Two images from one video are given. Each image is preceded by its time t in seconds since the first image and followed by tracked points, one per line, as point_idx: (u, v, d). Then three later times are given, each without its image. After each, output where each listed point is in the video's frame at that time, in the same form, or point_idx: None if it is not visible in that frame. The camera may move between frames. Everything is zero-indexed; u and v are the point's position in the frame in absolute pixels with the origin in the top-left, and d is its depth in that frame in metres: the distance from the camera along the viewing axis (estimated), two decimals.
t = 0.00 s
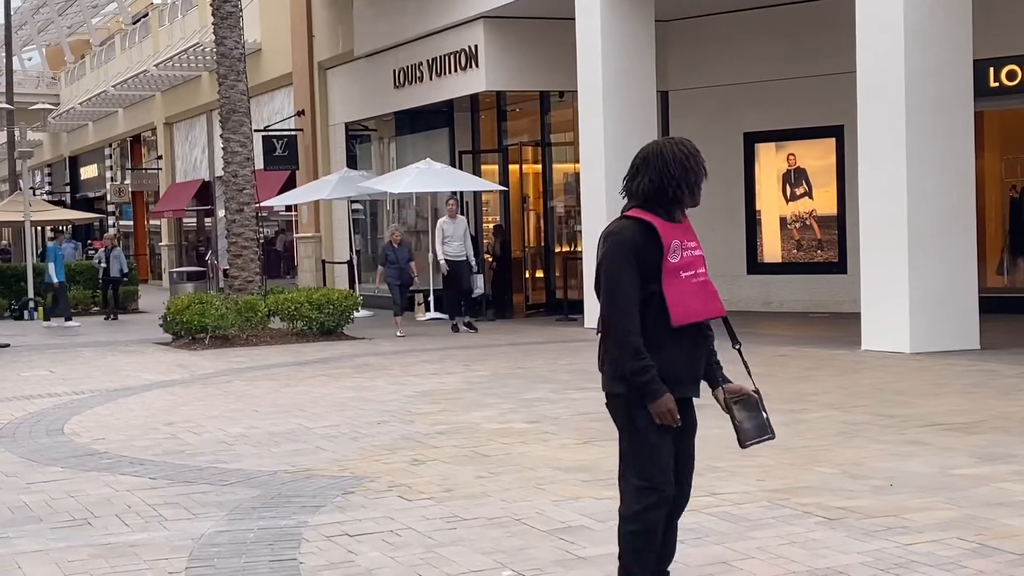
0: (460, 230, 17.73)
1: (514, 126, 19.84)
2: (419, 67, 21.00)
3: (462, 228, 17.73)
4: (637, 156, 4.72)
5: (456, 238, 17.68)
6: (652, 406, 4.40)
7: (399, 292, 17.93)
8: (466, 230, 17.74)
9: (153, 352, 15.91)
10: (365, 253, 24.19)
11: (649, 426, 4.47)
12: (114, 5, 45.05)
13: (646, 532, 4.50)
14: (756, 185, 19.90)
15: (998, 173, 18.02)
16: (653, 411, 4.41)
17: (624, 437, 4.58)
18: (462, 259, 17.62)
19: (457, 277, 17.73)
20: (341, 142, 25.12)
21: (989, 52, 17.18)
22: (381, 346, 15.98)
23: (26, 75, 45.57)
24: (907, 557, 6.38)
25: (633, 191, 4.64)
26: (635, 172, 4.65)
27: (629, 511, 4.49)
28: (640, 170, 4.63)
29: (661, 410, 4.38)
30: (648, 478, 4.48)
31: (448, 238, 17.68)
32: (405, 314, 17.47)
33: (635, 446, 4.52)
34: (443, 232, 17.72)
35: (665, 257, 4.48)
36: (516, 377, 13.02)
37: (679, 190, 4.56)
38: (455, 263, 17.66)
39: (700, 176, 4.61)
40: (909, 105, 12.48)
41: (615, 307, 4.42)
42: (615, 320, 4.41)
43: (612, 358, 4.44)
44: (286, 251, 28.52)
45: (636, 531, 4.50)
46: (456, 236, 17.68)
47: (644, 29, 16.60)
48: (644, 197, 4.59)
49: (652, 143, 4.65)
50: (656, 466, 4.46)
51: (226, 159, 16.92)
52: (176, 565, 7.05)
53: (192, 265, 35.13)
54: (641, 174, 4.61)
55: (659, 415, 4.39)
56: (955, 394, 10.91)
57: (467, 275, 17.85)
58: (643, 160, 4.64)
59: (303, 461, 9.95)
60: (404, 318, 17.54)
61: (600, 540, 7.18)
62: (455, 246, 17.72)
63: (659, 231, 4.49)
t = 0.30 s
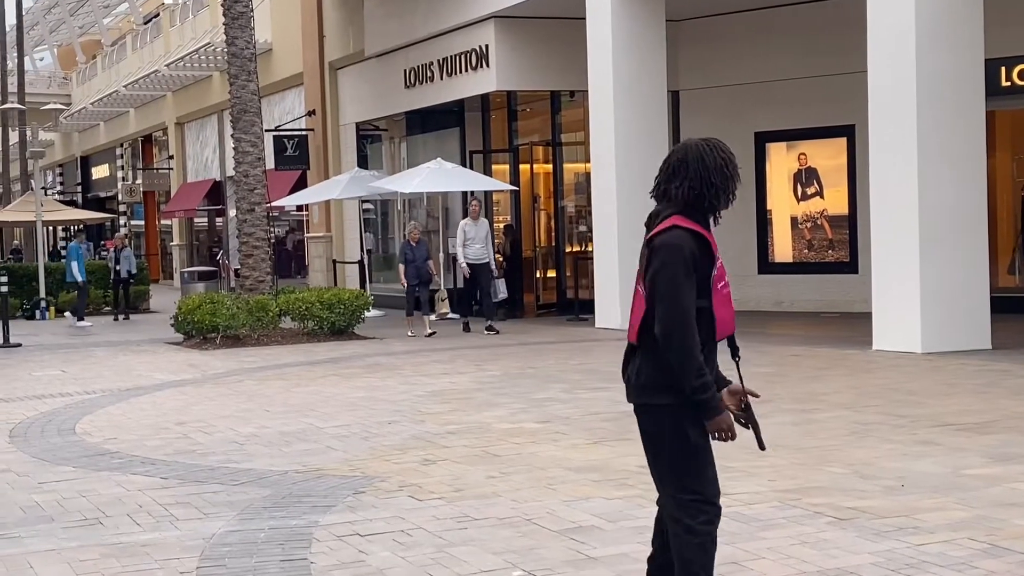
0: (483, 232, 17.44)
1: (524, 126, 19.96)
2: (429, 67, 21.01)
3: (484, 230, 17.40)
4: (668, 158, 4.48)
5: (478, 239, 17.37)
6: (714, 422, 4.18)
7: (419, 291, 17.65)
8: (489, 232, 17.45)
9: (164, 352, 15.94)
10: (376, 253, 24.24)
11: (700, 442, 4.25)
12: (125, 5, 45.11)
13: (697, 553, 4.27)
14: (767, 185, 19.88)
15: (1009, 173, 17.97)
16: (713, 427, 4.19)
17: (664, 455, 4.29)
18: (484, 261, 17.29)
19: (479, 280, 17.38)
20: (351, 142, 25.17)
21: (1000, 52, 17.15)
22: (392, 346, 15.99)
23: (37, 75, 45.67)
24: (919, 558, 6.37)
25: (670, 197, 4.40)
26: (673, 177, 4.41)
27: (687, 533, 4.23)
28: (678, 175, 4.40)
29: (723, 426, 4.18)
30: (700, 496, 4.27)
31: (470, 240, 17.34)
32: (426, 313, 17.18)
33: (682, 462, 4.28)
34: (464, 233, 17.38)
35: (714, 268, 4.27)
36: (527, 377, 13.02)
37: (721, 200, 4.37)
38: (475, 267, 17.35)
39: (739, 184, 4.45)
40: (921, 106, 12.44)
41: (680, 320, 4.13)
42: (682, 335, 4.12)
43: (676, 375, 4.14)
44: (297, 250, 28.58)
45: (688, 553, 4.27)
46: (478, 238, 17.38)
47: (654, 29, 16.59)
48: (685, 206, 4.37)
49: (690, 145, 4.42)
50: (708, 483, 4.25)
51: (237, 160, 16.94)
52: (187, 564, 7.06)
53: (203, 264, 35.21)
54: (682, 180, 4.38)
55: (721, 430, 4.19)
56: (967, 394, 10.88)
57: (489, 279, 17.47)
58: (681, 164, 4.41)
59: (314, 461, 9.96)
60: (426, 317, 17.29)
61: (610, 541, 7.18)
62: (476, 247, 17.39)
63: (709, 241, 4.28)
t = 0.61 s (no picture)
0: (506, 229, 17.24)
1: (537, 127, 19.97)
2: (443, 68, 21.03)
3: (508, 225, 17.24)
4: (723, 154, 4.29)
5: (502, 235, 17.16)
6: (765, 439, 4.03)
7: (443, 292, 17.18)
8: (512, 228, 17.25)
9: (179, 353, 16.00)
10: (389, 254, 24.29)
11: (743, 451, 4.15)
12: (140, 8, 45.27)
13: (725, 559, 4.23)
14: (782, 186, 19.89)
15: None
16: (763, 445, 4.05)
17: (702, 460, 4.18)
18: (508, 257, 17.04)
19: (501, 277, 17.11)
20: (365, 143, 25.23)
21: (1016, 52, 17.07)
22: (405, 346, 16.02)
23: (53, 77, 45.86)
24: (933, 560, 6.35)
25: (728, 196, 4.21)
26: (732, 175, 4.23)
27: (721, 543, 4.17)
28: (737, 175, 4.22)
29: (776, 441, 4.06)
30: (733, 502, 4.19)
31: (494, 237, 17.15)
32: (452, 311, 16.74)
33: (720, 469, 4.17)
34: (487, 230, 17.18)
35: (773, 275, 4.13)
36: (540, 378, 13.03)
37: (777, 207, 4.22)
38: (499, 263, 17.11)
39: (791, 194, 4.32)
40: (935, 107, 12.40)
41: (749, 331, 3.95)
42: (748, 350, 3.94)
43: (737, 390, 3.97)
44: (311, 251, 28.66)
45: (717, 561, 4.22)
46: (501, 234, 17.16)
47: (667, 30, 16.57)
48: (744, 208, 4.19)
49: (750, 145, 4.25)
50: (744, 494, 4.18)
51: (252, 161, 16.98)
52: (202, 564, 7.09)
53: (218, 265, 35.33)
54: (741, 181, 4.21)
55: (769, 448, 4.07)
56: (982, 395, 10.84)
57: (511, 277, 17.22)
58: (740, 163, 4.23)
59: (328, 462, 9.99)
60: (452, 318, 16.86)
61: (623, 542, 7.19)
62: (500, 243, 17.14)
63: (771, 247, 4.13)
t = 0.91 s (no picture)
0: (530, 234, 16.68)
1: (554, 129, 19.88)
2: (460, 70, 21.04)
3: (531, 231, 16.65)
4: (744, 155, 4.14)
5: (525, 242, 16.59)
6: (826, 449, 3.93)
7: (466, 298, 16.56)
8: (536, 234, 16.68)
9: (196, 354, 16.04)
10: (405, 255, 24.32)
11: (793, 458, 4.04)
12: (158, 11, 45.39)
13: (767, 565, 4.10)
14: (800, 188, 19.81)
15: None
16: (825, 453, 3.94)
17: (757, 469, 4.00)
18: (530, 264, 16.49)
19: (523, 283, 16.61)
20: (381, 145, 25.27)
21: None
22: (421, 348, 16.03)
23: (71, 79, 46.04)
24: (952, 563, 6.33)
25: (757, 198, 4.07)
26: (756, 175, 4.08)
27: (775, 550, 4.02)
28: (761, 174, 4.08)
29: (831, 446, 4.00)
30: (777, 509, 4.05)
31: (516, 243, 16.59)
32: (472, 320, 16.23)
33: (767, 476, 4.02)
34: (510, 236, 16.63)
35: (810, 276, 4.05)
36: (557, 379, 13.03)
37: (803, 207, 4.12)
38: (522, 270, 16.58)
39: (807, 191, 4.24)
40: (954, 109, 12.35)
41: (810, 330, 3.88)
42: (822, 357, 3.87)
43: (812, 398, 3.86)
44: (327, 253, 28.73)
45: (766, 567, 4.08)
46: (524, 241, 16.60)
47: (684, 32, 16.56)
48: (775, 210, 4.07)
49: (770, 143, 4.12)
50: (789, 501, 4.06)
51: (269, 163, 17.02)
52: (220, 566, 7.11)
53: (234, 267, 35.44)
54: (766, 182, 4.07)
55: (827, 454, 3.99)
56: (1000, 398, 10.79)
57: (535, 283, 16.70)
58: (762, 162, 4.10)
59: (344, 463, 10.01)
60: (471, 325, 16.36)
61: (640, 544, 7.18)
62: (523, 250, 16.60)
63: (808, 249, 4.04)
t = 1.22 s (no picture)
0: (559, 233, 16.43)
1: (573, 133, 19.97)
2: (480, 73, 21.06)
3: (560, 230, 16.42)
4: (759, 164, 4.07)
5: (554, 241, 16.35)
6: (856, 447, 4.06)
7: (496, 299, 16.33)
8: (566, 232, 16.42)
9: (217, 357, 16.09)
10: (425, 258, 24.34)
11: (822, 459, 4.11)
12: (180, 15, 45.54)
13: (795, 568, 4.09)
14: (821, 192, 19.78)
15: None
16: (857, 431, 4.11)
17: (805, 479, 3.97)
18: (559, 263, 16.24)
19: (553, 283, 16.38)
20: (402, 148, 25.31)
21: None
22: (441, 351, 16.04)
23: (93, 82, 46.22)
24: (976, 568, 6.29)
25: (785, 205, 4.02)
26: (780, 181, 4.03)
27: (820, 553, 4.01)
28: (780, 183, 4.03)
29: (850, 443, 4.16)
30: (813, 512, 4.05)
31: (545, 242, 16.39)
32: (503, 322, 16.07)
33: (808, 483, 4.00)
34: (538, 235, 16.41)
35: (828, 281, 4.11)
36: (578, 383, 13.01)
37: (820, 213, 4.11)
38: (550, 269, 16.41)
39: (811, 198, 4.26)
40: (977, 113, 12.30)
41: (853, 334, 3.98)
42: (866, 362, 3.99)
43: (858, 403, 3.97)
44: (347, 256, 28.77)
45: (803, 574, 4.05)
46: (553, 239, 16.36)
47: (705, 35, 16.54)
48: (802, 216, 4.04)
49: (788, 148, 4.08)
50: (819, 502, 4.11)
51: (289, 166, 17.05)
52: (240, 568, 7.11)
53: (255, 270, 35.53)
54: (789, 189, 4.03)
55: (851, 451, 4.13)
56: None
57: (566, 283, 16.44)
58: (778, 170, 4.05)
59: (365, 466, 10.01)
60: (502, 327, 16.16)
61: (661, 548, 7.16)
62: (552, 249, 16.35)
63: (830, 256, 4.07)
